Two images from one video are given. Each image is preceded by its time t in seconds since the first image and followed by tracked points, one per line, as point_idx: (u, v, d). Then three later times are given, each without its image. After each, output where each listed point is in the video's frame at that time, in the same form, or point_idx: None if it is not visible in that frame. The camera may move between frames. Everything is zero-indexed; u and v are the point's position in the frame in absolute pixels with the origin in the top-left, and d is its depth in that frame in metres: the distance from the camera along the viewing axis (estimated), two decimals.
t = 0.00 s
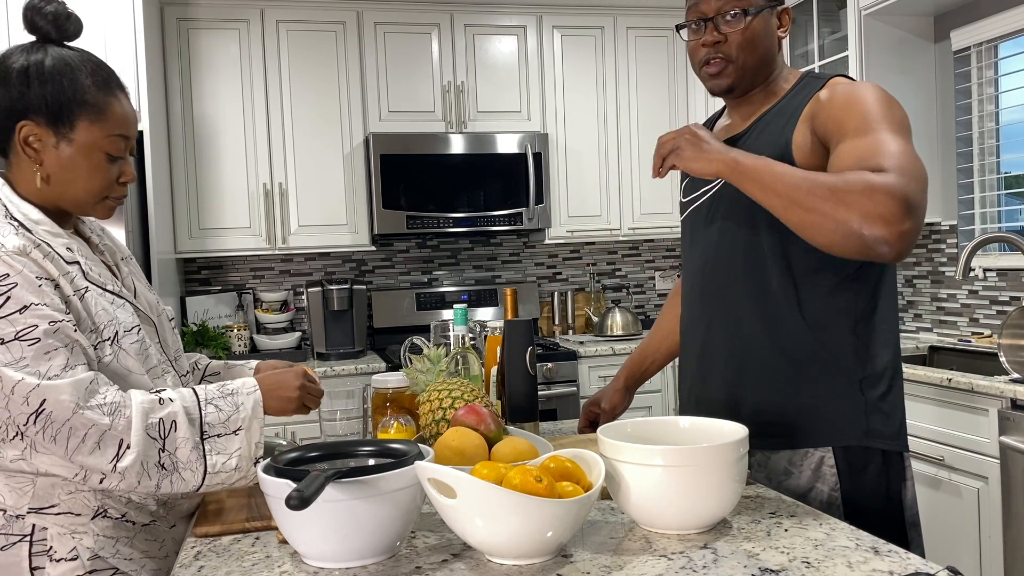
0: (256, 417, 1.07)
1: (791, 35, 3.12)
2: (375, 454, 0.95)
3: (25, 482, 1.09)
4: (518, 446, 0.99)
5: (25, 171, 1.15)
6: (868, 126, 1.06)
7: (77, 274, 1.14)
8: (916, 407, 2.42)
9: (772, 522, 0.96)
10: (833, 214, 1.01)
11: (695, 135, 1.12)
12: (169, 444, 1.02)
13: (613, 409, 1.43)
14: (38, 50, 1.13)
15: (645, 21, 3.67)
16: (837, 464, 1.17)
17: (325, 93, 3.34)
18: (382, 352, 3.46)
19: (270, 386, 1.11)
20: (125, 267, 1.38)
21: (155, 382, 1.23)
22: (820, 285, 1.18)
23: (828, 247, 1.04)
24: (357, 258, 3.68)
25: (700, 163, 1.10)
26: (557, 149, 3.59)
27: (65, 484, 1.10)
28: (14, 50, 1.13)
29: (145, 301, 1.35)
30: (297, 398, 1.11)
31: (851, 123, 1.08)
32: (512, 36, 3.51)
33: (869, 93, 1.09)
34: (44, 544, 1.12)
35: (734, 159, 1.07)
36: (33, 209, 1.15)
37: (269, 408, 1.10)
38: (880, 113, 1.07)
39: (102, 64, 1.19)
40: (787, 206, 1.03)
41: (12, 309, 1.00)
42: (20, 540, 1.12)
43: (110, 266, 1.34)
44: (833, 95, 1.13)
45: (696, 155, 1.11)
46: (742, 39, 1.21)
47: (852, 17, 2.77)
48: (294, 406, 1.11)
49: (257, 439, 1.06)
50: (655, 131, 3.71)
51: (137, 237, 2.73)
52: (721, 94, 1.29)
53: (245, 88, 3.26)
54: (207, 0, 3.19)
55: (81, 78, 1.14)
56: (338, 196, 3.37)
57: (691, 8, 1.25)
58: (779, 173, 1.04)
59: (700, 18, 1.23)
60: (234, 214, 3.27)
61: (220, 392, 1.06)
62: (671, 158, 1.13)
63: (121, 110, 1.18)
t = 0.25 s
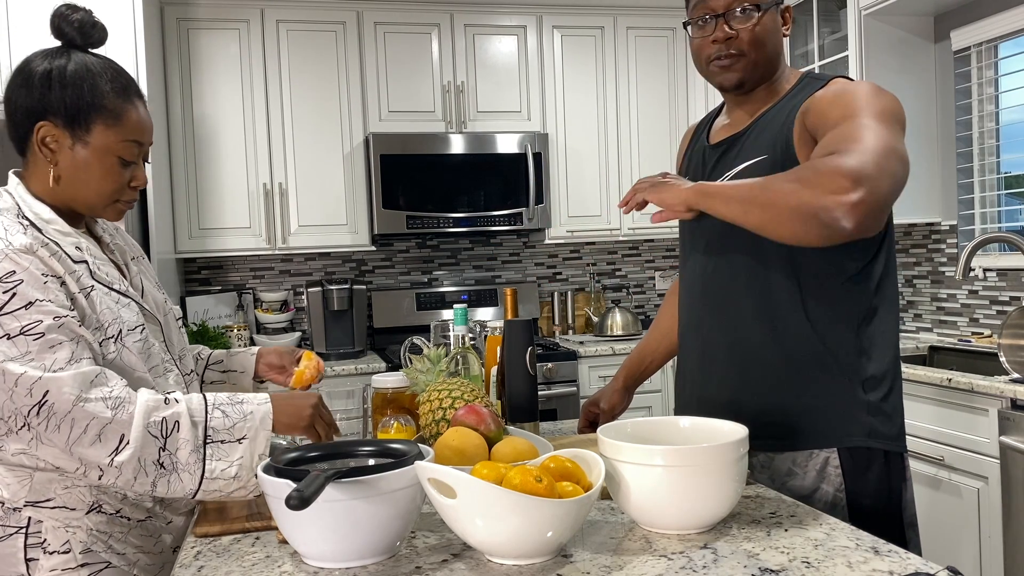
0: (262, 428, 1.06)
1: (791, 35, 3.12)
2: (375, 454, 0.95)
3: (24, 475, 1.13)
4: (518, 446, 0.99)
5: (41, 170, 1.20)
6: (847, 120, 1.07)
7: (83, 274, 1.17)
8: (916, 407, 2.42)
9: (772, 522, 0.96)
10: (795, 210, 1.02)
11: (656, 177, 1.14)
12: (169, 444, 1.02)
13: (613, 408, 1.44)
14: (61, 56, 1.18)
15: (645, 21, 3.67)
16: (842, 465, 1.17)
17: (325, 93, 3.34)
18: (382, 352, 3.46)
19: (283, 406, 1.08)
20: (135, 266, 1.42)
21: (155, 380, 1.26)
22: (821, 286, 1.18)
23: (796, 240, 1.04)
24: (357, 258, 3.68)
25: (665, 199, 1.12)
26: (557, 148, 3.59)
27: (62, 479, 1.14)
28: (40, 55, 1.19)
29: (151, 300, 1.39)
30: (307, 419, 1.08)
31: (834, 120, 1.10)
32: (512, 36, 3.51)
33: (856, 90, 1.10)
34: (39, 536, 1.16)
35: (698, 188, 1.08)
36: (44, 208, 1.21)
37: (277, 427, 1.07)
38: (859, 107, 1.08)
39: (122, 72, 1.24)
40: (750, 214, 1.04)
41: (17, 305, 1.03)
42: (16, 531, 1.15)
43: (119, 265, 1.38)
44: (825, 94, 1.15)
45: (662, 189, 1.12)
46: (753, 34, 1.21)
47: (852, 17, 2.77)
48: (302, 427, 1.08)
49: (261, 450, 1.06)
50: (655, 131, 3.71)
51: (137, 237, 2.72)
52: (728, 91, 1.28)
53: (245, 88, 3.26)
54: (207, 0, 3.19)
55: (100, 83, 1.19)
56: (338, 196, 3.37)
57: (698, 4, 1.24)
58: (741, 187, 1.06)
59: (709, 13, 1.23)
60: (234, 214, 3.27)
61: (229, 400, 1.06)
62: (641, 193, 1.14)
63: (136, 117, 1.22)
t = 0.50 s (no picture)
0: (268, 436, 1.06)
1: (791, 35, 3.12)
2: (375, 454, 0.95)
3: (30, 471, 1.14)
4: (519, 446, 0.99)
5: (55, 171, 1.20)
6: (861, 146, 1.00)
7: (95, 273, 1.18)
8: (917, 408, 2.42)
9: (771, 522, 0.96)
10: (841, 265, 0.92)
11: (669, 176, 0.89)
12: (176, 444, 1.02)
13: (612, 408, 1.43)
14: (78, 60, 1.18)
15: (645, 21, 3.67)
16: (827, 469, 1.17)
17: (325, 93, 3.34)
18: (382, 352, 3.46)
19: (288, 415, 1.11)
20: (144, 265, 1.42)
21: (162, 378, 1.27)
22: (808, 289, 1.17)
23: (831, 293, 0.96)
24: (357, 258, 3.68)
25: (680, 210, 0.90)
26: (557, 148, 3.59)
27: (68, 476, 1.14)
28: (56, 58, 1.19)
29: (160, 299, 1.39)
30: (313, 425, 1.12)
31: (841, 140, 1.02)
32: (512, 36, 3.51)
33: (858, 102, 1.03)
34: (42, 532, 1.16)
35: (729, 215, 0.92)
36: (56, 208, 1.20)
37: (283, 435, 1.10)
38: (873, 129, 1.00)
39: (136, 76, 1.24)
40: (787, 264, 0.94)
41: (30, 303, 1.03)
42: (21, 525, 1.15)
43: (129, 264, 1.38)
44: (821, 102, 1.08)
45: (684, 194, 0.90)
46: (734, 35, 1.21)
47: (852, 17, 2.77)
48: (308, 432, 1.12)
49: (267, 458, 1.05)
50: (655, 131, 3.71)
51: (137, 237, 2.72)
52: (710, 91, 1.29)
53: (245, 88, 3.26)
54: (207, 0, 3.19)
55: (115, 87, 1.19)
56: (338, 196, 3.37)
57: (683, 4, 1.25)
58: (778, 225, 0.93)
59: (692, 13, 1.23)
60: (234, 214, 3.27)
61: (237, 407, 1.06)
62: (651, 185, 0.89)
63: (150, 121, 1.23)
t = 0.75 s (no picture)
0: (267, 438, 1.06)
1: (791, 35, 3.13)
2: (375, 454, 0.95)
3: (38, 469, 1.14)
4: (518, 446, 0.99)
5: (65, 172, 1.21)
6: (886, 169, 1.06)
7: (103, 274, 1.18)
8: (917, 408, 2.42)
9: (771, 522, 0.96)
10: (899, 299, 1.00)
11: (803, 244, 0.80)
12: (176, 447, 1.03)
13: (612, 409, 1.44)
14: (87, 62, 1.18)
15: (645, 21, 3.67)
16: (816, 473, 1.18)
17: (325, 93, 3.34)
18: (382, 352, 3.46)
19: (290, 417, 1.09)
20: (150, 265, 1.43)
21: (169, 378, 1.27)
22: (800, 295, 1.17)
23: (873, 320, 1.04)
24: (357, 258, 3.68)
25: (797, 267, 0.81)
26: (557, 148, 3.59)
27: (75, 475, 1.15)
28: (63, 60, 1.18)
29: (167, 298, 1.39)
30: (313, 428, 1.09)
31: (868, 159, 1.07)
32: (512, 36, 3.51)
33: (866, 114, 1.08)
34: (50, 530, 1.16)
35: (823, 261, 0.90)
36: (66, 209, 1.21)
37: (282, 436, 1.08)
38: (894, 148, 1.07)
39: (143, 77, 1.24)
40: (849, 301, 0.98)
41: (38, 304, 1.03)
42: (29, 525, 1.16)
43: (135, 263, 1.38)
44: (837, 114, 1.10)
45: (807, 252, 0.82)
46: (723, 38, 1.22)
47: (852, 17, 2.77)
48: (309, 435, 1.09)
49: (265, 459, 1.06)
50: (655, 131, 3.71)
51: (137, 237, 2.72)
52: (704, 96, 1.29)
53: (245, 88, 3.26)
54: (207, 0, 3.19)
55: (124, 89, 1.19)
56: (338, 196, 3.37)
57: (672, 8, 1.26)
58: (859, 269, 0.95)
59: (680, 16, 1.24)
60: (234, 214, 3.27)
61: (236, 409, 1.07)
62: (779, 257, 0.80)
63: (158, 122, 1.23)
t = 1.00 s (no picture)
0: (256, 429, 1.07)
1: (791, 35, 3.13)
2: (375, 454, 0.95)
3: (43, 469, 1.14)
4: (518, 446, 0.99)
5: (65, 172, 1.21)
6: (892, 171, 1.07)
7: (101, 275, 1.18)
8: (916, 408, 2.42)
9: (772, 522, 0.96)
10: (896, 305, 1.01)
11: (771, 248, 0.85)
12: (166, 445, 1.03)
13: (611, 409, 1.44)
14: (87, 62, 1.18)
15: (644, 21, 3.67)
16: (826, 471, 1.17)
17: (325, 93, 3.34)
18: (382, 352, 3.46)
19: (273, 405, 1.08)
20: (154, 265, 1.42)
21: (173, 378, 1.26)
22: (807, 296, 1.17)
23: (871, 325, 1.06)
24: (357, 258, 3.68)
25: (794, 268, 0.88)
26: (557, 148, 3.59)
27: (79, 475, 1.14)
28: (65, 61, 1.19)
29: (170, 298, 1.39)
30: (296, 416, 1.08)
31: (874, 161, 1.07)
32: (512, 36, 3.51)
33: (876, 116, 1.08)
34: (56, 529, 1.17)
35: (813, 268, 0.92)
36: (67, 209, 1.21)
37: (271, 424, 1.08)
38: (901, 151, 1.07)
39: (144, 78, 1.24)
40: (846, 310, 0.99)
41: (33, 305, 1.04)
42: (34, 523, 1.16)
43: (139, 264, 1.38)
44: (844, 115, 1.10)
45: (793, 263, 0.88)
46: (731, 40, 1.22)
47: (852, 17, 2.77)
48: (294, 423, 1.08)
49: (255, 451, 1.06)
50: (655, 131, 3.71)
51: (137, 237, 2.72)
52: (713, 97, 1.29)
53: (245, 87, 3.26)
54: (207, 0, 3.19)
55: (123, 89, 1.19)
56: (338, 196, 3.37)
57: (679, 10, 1.25)
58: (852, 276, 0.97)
59: (689, 19, 1.24)
60: (234, 214, 3.27)
61: (222, 402, 1.06)
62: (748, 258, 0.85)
63: (158, 122, 1.22)
